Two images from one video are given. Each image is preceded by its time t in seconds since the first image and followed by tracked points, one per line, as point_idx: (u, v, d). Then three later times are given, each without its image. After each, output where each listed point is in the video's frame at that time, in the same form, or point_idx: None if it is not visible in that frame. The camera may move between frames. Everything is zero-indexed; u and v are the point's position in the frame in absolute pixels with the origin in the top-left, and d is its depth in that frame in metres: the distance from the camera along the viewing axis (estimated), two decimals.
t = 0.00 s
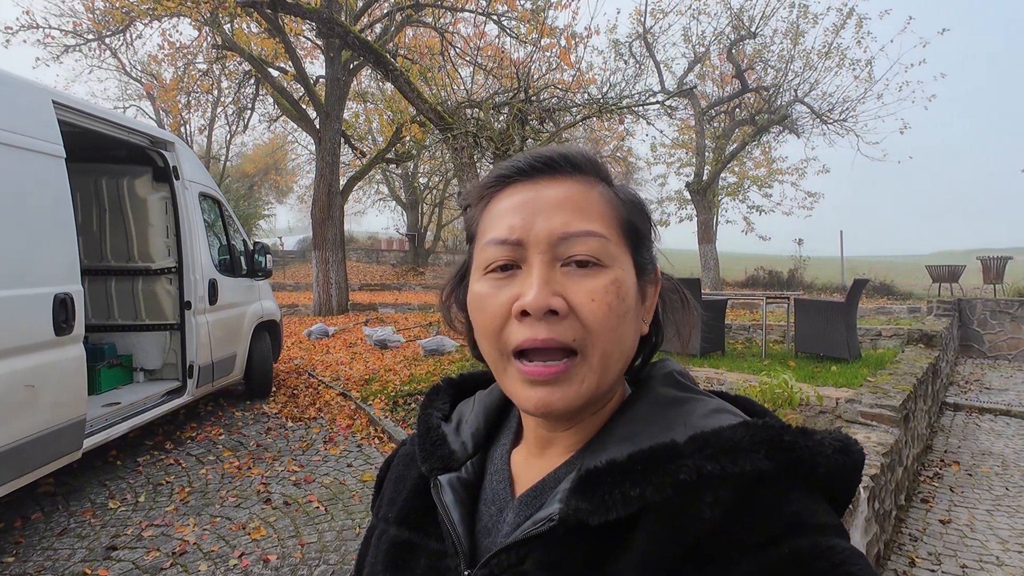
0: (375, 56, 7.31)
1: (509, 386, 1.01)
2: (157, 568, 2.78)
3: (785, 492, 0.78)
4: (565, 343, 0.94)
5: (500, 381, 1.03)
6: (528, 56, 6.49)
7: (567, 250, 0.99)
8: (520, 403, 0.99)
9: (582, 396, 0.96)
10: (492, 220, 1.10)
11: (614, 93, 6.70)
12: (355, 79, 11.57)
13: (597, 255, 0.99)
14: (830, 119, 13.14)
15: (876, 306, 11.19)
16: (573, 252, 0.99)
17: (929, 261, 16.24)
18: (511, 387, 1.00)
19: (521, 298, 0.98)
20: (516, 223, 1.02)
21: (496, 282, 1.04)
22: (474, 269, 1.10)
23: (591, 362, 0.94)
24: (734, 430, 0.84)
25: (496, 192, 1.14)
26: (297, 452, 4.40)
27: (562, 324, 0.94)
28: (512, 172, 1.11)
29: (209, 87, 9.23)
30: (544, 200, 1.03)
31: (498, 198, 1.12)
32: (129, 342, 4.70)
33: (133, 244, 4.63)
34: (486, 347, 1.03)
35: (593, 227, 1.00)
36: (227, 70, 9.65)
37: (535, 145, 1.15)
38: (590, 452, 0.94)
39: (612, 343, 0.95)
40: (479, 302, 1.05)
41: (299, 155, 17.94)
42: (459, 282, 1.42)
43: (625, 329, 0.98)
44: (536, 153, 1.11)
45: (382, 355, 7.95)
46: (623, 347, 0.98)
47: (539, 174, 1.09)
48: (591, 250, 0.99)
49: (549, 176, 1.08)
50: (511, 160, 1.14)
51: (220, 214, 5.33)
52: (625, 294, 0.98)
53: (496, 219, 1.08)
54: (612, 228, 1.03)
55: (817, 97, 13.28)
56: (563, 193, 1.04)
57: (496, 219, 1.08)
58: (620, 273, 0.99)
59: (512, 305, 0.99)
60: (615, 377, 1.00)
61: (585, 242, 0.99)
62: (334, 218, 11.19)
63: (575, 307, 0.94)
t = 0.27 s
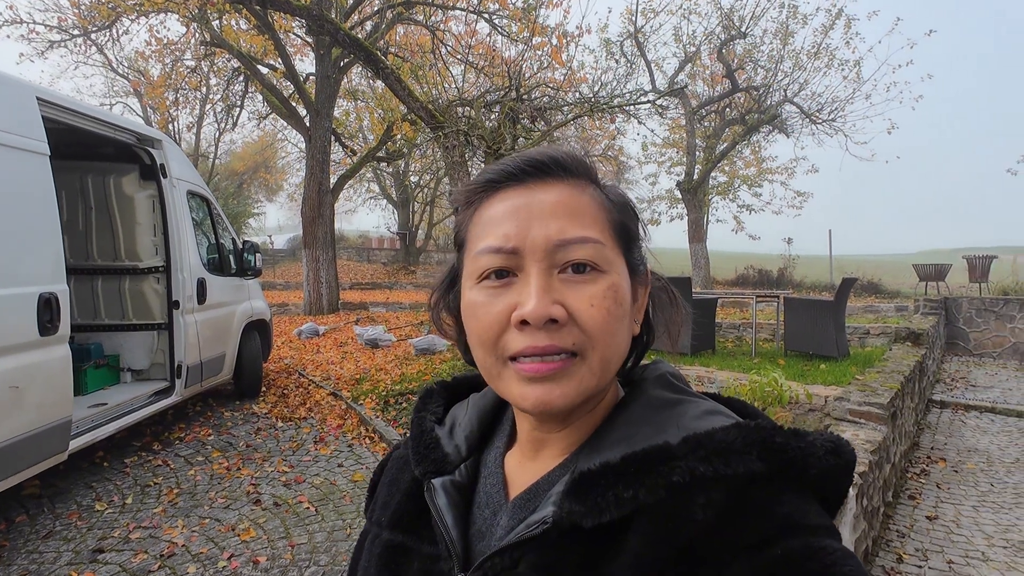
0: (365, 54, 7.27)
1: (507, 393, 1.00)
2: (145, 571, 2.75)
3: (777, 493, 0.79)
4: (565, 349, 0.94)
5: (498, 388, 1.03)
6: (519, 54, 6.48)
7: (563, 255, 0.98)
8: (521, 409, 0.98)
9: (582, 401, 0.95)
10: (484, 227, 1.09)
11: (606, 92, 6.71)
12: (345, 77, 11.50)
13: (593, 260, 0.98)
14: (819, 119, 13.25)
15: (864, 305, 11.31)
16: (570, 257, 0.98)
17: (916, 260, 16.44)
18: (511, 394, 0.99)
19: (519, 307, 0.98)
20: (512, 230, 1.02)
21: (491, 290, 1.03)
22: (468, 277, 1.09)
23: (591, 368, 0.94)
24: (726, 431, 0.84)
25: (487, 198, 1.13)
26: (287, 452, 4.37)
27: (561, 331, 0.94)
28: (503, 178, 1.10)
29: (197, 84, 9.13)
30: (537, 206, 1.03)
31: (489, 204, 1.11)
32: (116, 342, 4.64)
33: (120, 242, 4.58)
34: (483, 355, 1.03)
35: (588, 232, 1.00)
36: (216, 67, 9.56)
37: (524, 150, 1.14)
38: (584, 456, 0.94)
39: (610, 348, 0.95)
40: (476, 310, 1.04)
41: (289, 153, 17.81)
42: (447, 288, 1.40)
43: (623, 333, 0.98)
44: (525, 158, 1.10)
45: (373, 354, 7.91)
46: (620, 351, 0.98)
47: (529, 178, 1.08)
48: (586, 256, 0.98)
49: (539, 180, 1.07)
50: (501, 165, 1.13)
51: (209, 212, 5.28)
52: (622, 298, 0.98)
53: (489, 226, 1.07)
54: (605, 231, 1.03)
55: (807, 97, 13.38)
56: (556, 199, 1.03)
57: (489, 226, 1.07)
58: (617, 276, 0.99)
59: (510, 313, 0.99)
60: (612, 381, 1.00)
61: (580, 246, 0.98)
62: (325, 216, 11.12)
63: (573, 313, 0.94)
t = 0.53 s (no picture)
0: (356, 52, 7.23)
1: (500, 401, 1.00)
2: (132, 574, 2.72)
3: (767, 494, 0.78)
4: (558, 357, 0.93)
5: (490, 395, 1.02)
6: (510, 53, 6.47)
7: (556, 262, 0.98)
8: (515, 416, 0.97)
9: (575, 407, 0.95)
10: (475, 231, 1.08)
11: (597, 91, 6.71)
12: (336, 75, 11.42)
13: (586, 266, 0.98)
14: (808, 118, 13.34)
15: (854, 303, 11.41)
16: (561, 264, 0.98)
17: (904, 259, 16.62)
18: (504, 402, 0.98)
19: (512, 314, 0.97)
20: (503, 236, 1.01)
21: (483, 297, 1.02)
22: (459, 283, 1.08)
23: (584, 374, 0.94)
24: (716, 433, 0.84)
25: (477, 201, 1.12)
26: (277, 453, 4.34)
27: (555, 339, 0.93)
28: (493, 182, 1.09)
29: (186, 81, 9.04)
30: (529, 211, 1.02)
31: (480, 208, 1.10)
32: (103, 342, 4.58)
33: (107, 241, 4.52)
34: (476, 362, 1.02)
35: (580, 236, 0.99)
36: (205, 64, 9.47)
37: (513, 153, 1.13)
38: (575, 458, 0.93)
39: (603, 354, 0.94)
40: (467, 316, 1.03)
41: (279, 151, 17.69)
42: (437, 291, 1.39)
43: (615, 338, 0.98)
44: (515, 161, 1.09)
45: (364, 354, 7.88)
46: (613, 357, 0.97)
47: (520, 182, 1.07)
48: (578, 261, 0.98)
49: (530, 184, 1.06)
50: (491, 168, 1.11)
51: (197, 211, 5.23)
52: (613, 305, 0.98)
53: (480, 231, 1.06)
54: (597, 235, 1.03)
55: (796, 97, 13.46)
56: (547, 204, 1.02)
57: (480, 231, 1.06)
58: (609, 282, 0.98)
59: (503, 320, 0.98)
60: (605, 385, 1.00)
61: (572, 252, 0.98)
62: (316, 215, 11.05)
63: (567, 320, 0.93)
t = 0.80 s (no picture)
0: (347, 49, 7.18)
1: (497, 399, 1.00)
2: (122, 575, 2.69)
3: (762, 486, 0.79)
4: (554, 356, 0.93)
5: (487, 394, 1.02)
6: (502, 51, 6.45)
7: (549, 259, 0.98)
8: (511, 415, 0.98)
9: (571, 405, 0.95)
10: (467, 230, 1.08)
11: (589, 90, 6.72)
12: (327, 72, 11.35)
13: (578, 262, 0.98)
14: (798, 118, 13.43)
15: (843, 302, 11.51)
16: (555, 262, 0.98)
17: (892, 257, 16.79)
18: (501, 400, 0.99)
19: (506, 313, 0.97)
20: (496, 235, 1.01)
21: (476, 296, 1.02)
22: (452, 282, 1.07)
23: (580, 371, 0.94)
24: (712, 426, 0.84)
25: (468, 200, 1.12)
26: (268, 453, 4.31)
27: (550, 337, 0.93)
28: (484, 180, 1.09)
29: (174, 78, 8.95)
30: (521, 210, 1.02)
31: (472, 207, 1.10)
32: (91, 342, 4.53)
33: (94, 239, 4.47)
34: (472, 362, 1.02)
35: (571, 234, 0.99)
36: (194, 61, 9.38)
37: (504, 150, 1.13)
38: (572, 452, 0.94)
39: (597, 350, 0.95)
40: (461, 316, 1.03)
41: (269, 149, 17.56)
42: (431, 290, 1.39)
43: (609, 334, 0.98)
44: (506, 159, 1.09)
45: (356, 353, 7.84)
46: (608, 353, 0.98)
47: (512, 180, 1.07)
48: (571, 259, 0.98)
49: (522, 181, 1.06)
50: (482, 166, 1.11)
51: (187, 209, 5.18)
52: (608, 301, 0.98)
53: (473, 230, 1.06)
54: (589, 231, 1.03)
55: (787, 97, 13.54)
56: (538, 201, 1.02)
57: (473, 230, 1.06)
58: (602, 279, 0.99)
59: (497, 319, 0.98)
60: (600, 381, 1.00)
61: (564, 250, 0.98)
62: (307, 213, 10.98)
63: (560, 318, 0.94)
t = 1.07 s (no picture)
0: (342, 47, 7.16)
1: (500, 396, 1.01)
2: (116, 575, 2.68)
3: (765, 476, 0.80)
4: (556, 354, 0.94)
5: (490, 391, 1.02)
6: (498, 50, 6.45)
7: (549, 257, 0.98)
8: (515, 412, 0.98)
9: (574, 400, 0.96)
10: (466, 227, 1.07)
11: (584, 90, 6.72)
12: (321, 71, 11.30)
13: (578, 259, 0.98)
14: (792, 118, 13.50)
15: (836, 300, 11.59)
16: (555, 259, 0.98)
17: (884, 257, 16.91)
18: (504, 397, 0.99)
19: (507, 312, 0.97)
20: (495, 233, 1.01)
21: (477, 294, 1.02)
22: (452, 281, 1.08)
23: (581, 369, 0.95)
24: (715, 417, 0.85)
25: (466, 197, 1.11)
26: (262, 452, 4.29)
27: (552, 335, 0.94)
28: (482, 176, 1.09)
29: (167, 76, 8.89)
30: (519, 206, 1.02)
31: (469, 203, 1.09)
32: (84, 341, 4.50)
33: (87, 238, 4.43)
34: (474, 360, 1.02)
35: (571, 230, 0.99)
36: (186, 59, 9.31)
37: (501, 145, 1.12)
38: (576, 444, 0.94)
39: (599, 346, 0.95)
40: (462, 315, 1.03)
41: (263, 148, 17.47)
42: (429, 285, 1.38)
43: (610, 330, 0.99)
44: (503, 154, 1.09)
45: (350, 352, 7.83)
46: (609, 349, 0.98)
47: (510, 176, 1.07)
48: (571, 255, 0.98)
49: (520, 178, 1.06)
50: (479, 161, 1.11)
51: (181, 207, 5.15)
52: (609, 297, 0.98)
53: (471, 227, 1.06)
54: (587, 227, 1.03)
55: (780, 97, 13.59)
56: (537, 197, 1.02)
57: (472, 228, 1.06)
58: (603, 275, 0.99)
59: (498, 318, 0.98)
60: (602, 375, 1.01)
61: (564, 247, 0.98)
62: (301, 212, 10.94)
63: (561, 316, 0.94)
